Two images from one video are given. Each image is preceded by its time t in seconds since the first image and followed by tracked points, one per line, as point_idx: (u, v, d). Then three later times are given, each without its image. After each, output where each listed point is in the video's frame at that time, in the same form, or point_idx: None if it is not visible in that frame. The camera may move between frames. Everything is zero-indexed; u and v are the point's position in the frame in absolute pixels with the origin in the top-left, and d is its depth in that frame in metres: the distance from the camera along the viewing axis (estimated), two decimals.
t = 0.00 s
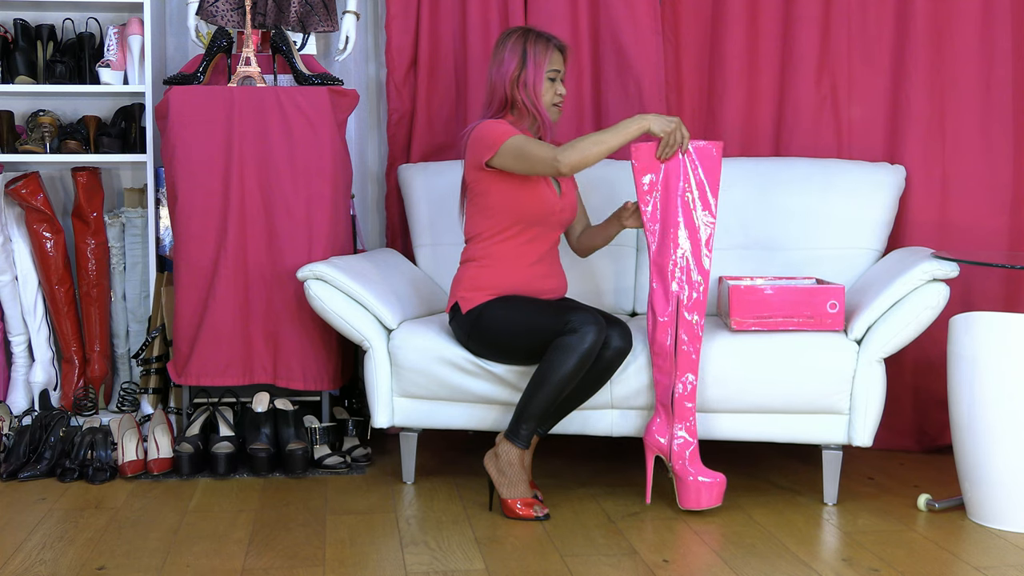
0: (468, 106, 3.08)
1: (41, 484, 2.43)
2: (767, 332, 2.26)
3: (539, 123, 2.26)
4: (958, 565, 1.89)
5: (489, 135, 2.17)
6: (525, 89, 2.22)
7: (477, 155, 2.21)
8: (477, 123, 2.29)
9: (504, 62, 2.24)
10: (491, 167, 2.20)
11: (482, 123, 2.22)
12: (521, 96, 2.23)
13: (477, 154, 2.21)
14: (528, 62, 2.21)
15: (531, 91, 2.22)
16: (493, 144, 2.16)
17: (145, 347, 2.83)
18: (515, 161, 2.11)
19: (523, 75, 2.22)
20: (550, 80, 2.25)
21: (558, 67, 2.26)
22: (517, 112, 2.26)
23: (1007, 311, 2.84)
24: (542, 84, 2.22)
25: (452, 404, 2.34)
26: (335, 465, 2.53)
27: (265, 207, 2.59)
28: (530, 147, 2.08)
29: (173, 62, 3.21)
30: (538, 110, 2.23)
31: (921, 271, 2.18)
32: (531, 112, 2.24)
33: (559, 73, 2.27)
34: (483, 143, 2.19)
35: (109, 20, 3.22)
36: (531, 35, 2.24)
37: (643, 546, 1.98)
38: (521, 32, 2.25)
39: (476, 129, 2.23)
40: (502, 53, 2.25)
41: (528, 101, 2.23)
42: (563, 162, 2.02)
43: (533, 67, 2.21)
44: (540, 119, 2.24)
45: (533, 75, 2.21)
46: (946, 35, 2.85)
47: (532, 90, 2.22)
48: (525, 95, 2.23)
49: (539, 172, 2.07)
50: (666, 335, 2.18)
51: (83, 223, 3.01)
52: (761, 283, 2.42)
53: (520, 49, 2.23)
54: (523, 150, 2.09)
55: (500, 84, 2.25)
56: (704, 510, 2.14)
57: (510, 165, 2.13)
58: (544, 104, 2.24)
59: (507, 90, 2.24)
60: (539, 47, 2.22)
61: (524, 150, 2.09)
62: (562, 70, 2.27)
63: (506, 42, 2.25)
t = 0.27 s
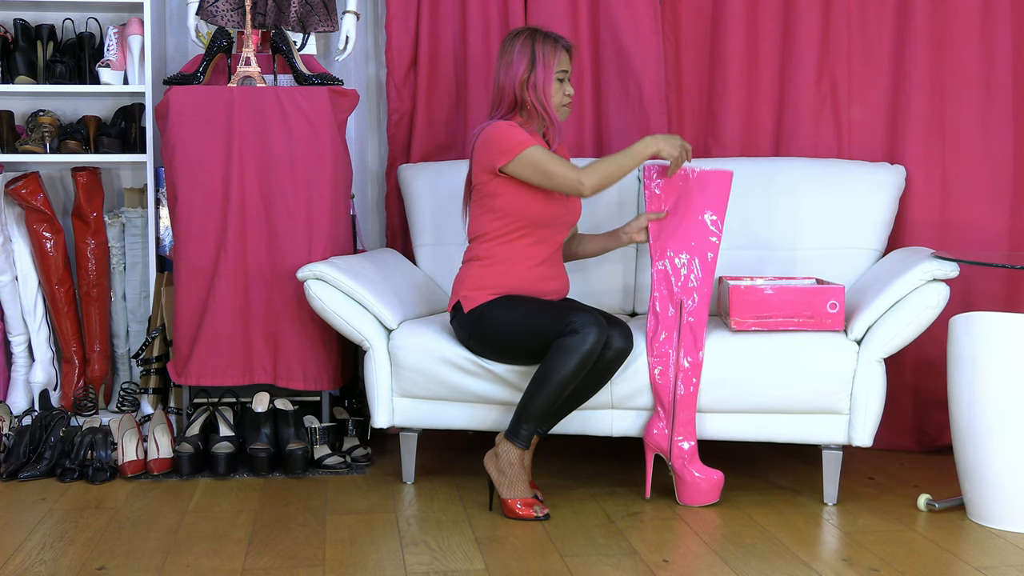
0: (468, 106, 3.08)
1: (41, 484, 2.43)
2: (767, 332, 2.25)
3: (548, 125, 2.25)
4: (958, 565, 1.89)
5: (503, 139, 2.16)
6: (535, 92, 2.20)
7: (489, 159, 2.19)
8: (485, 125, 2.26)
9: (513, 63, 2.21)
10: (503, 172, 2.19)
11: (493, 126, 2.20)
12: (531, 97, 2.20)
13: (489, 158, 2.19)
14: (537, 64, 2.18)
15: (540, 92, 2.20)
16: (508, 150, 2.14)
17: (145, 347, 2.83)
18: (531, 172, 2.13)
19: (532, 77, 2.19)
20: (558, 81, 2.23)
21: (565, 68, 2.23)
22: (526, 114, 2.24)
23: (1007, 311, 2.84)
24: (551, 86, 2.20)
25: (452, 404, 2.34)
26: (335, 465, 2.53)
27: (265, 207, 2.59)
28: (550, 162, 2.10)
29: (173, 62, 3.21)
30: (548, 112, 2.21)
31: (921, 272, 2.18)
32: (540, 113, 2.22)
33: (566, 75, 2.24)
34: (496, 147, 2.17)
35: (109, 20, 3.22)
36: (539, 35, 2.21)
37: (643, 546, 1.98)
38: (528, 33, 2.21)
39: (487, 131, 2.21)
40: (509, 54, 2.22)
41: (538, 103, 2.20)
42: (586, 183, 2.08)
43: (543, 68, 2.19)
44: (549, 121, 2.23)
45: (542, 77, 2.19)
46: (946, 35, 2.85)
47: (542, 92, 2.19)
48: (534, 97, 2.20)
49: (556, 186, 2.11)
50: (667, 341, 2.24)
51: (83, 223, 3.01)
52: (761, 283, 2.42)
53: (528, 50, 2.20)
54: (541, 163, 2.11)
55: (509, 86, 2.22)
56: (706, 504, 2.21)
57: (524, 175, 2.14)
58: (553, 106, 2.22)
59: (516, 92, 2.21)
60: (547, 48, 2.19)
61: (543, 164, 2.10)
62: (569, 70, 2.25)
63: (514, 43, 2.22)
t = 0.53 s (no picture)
0: (468, 106, 3.08)
1: (41, 484, 2.43)
2: (768, 332, 2.25)
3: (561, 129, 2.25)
4: (958, 565, 1.89)
5: (512, 152, 2.13)
6: (551, 94, 2.20)
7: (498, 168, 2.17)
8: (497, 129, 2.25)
9: (528, 66, 2.21)
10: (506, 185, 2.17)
11: (505, 132, 2.18)
12: (546, 101, 2.21)
13: (497, 167, 2.17)
14: (554, 67, 2.19)
15: (555, 96, 2.20)
16: (515, 167, 2.12)
17: (145, 347, 2.83)
18: (526, 198, 2.12)
19: (549, 80, 2.20)
20: (573, 84, 2.23)
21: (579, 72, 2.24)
22: (540, 117, 2.23)
23: (1007, 311, 2.84)
24: (567, 89, 2.20)
25: (453, 405, 2.35)
26: (335, 465, 2.53)
27: (265, 207, 2.59)
28: (544, 198, 2.09)
29: (173, 62, 3.21)
30: (562, 115, 2.21)
31: (921, 272, 2.18)
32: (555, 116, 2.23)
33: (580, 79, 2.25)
34: (505, 159, 2.14)
35: (109, 20, 3.22)
36: (555, 39, 2.22)
37: (643, 546, 1.98)
38: (544, 36, 2.22)
39: (498, 138, 2.18)
40: (524, 57, 2.22)
41: (552, 106, 2.21)
42: (565, 234, 2.07)
43: (558, 72, 2.19)
44: (563, 125, 2.23)
45: (559, 80, 2.19)
46: (945, 35, 2.85)
47: (557, 95, 2.20)
48: (550, 100, 2.21)
49: (540, 222, 2.10)
50: (661, 342, 2.22)
51: (84, 223, 3.01)
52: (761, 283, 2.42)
53: (545, 53, 2.20)
54: (537, 195, 2.10)
55: (524, 89, 2.22)
56: (711, 505, 2.19)
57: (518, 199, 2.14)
58: (568, 109, 2.22)
59: (530, 95, 2.22)
60: (564, 51, 2.20)
61: (537, 197, 2.10)
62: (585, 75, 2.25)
63: (530, 46, 2.22)
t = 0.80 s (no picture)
0: (468, 106, 3.08)
1: (41, 484, 2.43)
2: (767, 331, 2.25)
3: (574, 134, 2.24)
4: (958, 565, 1.89)
5: (523, 159, 2.12)
6: (567, 99, 2.19)
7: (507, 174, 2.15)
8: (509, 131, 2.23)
9: (545, 69, 2.19)
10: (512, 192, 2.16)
11: (517, 137, 2.16)
12: (561, 105, 2.20)
13: (506, 171, 2.15)
14: (571, 71, 2.18)
15: (571, 100, 2.19)
16: (524, 175, 2.11)
17: (145, 347, 2.83)
18: (528, 208, 2.12)
19: (565, 84, 2.19)
20: (589, 89, 2.22)
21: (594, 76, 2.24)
22: (553, 120, 2.22)
23: (1007, 311, 2.84)
24: (583, 94, 2.20)
25: (453, 405, 2.35)
26: (336, 465, 2.53)
27: (265, 207, 2.59)
28: (546, 212, 2.11)
29: (173, 62, 3.21)
30: (576, 120, 2.21)
31: (921, 272, 2.18)
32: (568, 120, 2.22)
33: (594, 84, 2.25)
34: (515, 166, 2.13)
35: (109, 20, 3.22)
36: (572, 42, 2.20)
37: (643, 546, 1.98)
38: (562, 39, 2.21)
39: (511, 143, 2.17)
40: (541, 59, 2.20)
41: (567, 111, 2.20)
42: (560, 253, 2.11)
43: (575, 76, 2.18)
44: (576, 130, 2.23)
45: (575, 85, 2.19)
46: (945, 35, 2.85)
47: (573, 100, 2.19)
48: (566, 105, 2.20)
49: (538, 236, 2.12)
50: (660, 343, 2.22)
51: (84, 223, 3.01)
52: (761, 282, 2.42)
53: (562, 56, 2.19)
54: (540, 208, 2.11)
55: (540, 91, 2.21)
56: (711, 506, 2.20)
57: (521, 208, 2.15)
58: (582, 114, 2.21)
59: (546, 98, 2.20)
60: (581, 56, 2.19)
61: (539, 211, 2.11)
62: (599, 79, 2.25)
63: (547, 48, 2.20)
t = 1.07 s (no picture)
0: (468, 106, 3.08)
1: (41, 484, 2.43)
2: (767, 332, 2.25)
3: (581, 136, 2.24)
4: (958, 565, 1.89)
5: (527, 161, 2.12)
6: (580, 102, 2.20)
7: (512, 174, 2.14)
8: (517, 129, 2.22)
9: (560, 68, 2.18)
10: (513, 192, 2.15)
11: (526, 138, 2.16)
12: (573, 107, 2.20)
13: (510, 171, 2.14)
14: (587, 75, 2.18)
15: (585, 104, 2.19)
16: (528, 178, 2.11)
17: (145, 347, 2.83)
18: (529, 210, 2.12)
19: (580, 87, 2.19)
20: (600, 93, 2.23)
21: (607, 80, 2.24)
22: (560, 121, 2.22)
23: (1007, 311, 2.84)
24: (596, 99, 2.20)
25: (453, 405, 2.34)
26: (336, 465, 2.53)
27: (265, 207, 2.59)
28: (547, 215, 2.11)
29: (173, 62, 3.21)
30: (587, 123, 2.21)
31: (921, 272, 2.18)
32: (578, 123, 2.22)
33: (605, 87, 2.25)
34: (521, 167, 2.12)
35: (109, 20, 3.22)
36: (588, 45, 2.20)
37: (643, 546, 1.98)
38: (579, 41, 2.20)
39: (519, 142, 2.16)
40: (557, 59, 2.19)
41: (579, 114, 2.20)
42: (557, 257, 2.11)
43: (591, 80, 2.19)
44: (584, 131, 2.22)
45: (589, 89, 2.19)
46: (945, 35, 2.85)
47: (586, 104, 2.19)
48: (578, 107, 2.20)
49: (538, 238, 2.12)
50: (659, 343, 2.22)
51: (84, 223, 3.01)
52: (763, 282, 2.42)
53: (579, 59, 2.18)
54: (540, 210, 2.11)
55: (553, 91, 2.20)
56: (708, 505, 2.20)
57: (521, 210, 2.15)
58: (592, 118, 2.22)
59: (558, 99, 2.19)
60: (598, 60, 2.20)
61: (539, 214, 2.11)
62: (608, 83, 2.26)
63: (564, 49, 2.20)
